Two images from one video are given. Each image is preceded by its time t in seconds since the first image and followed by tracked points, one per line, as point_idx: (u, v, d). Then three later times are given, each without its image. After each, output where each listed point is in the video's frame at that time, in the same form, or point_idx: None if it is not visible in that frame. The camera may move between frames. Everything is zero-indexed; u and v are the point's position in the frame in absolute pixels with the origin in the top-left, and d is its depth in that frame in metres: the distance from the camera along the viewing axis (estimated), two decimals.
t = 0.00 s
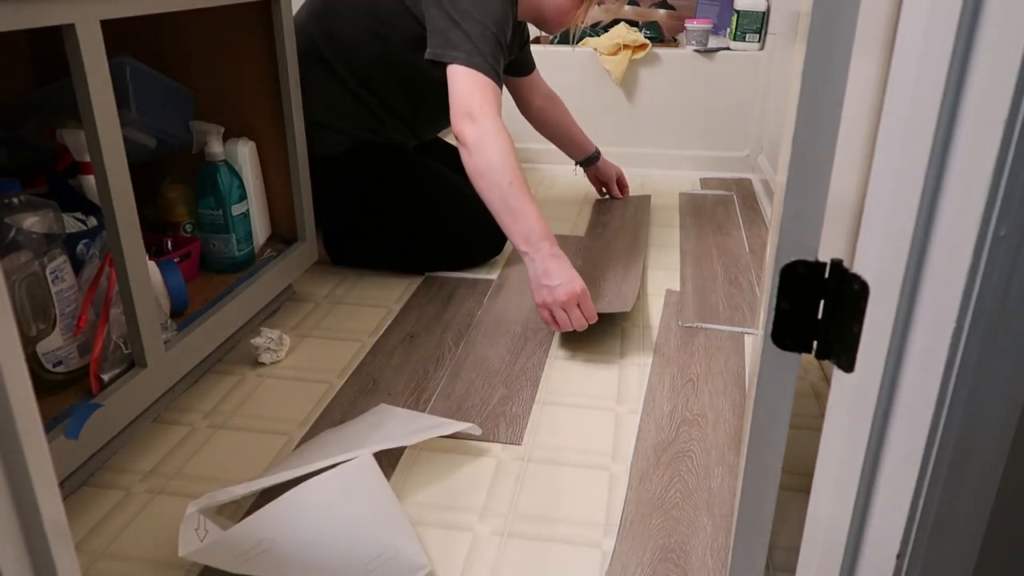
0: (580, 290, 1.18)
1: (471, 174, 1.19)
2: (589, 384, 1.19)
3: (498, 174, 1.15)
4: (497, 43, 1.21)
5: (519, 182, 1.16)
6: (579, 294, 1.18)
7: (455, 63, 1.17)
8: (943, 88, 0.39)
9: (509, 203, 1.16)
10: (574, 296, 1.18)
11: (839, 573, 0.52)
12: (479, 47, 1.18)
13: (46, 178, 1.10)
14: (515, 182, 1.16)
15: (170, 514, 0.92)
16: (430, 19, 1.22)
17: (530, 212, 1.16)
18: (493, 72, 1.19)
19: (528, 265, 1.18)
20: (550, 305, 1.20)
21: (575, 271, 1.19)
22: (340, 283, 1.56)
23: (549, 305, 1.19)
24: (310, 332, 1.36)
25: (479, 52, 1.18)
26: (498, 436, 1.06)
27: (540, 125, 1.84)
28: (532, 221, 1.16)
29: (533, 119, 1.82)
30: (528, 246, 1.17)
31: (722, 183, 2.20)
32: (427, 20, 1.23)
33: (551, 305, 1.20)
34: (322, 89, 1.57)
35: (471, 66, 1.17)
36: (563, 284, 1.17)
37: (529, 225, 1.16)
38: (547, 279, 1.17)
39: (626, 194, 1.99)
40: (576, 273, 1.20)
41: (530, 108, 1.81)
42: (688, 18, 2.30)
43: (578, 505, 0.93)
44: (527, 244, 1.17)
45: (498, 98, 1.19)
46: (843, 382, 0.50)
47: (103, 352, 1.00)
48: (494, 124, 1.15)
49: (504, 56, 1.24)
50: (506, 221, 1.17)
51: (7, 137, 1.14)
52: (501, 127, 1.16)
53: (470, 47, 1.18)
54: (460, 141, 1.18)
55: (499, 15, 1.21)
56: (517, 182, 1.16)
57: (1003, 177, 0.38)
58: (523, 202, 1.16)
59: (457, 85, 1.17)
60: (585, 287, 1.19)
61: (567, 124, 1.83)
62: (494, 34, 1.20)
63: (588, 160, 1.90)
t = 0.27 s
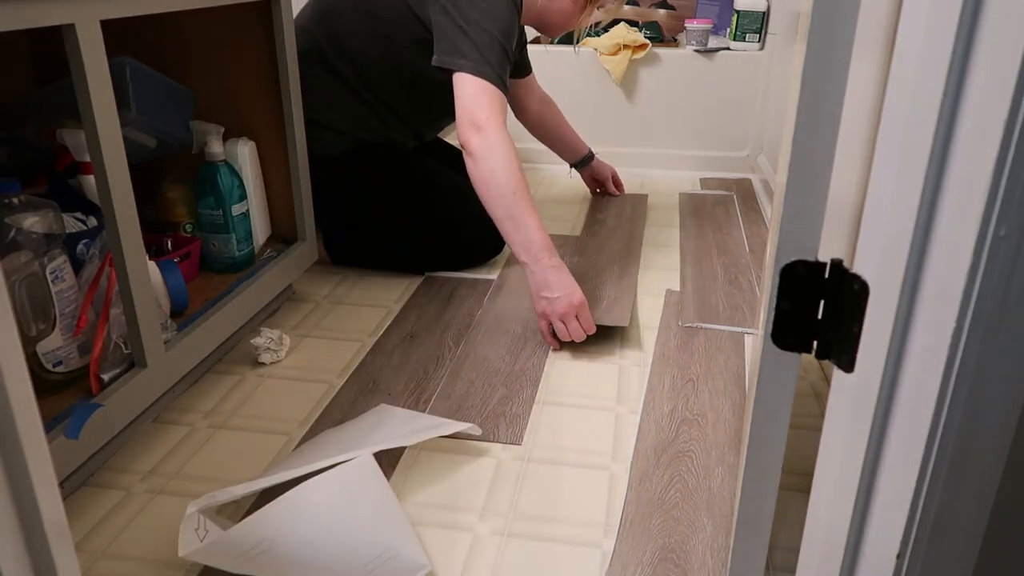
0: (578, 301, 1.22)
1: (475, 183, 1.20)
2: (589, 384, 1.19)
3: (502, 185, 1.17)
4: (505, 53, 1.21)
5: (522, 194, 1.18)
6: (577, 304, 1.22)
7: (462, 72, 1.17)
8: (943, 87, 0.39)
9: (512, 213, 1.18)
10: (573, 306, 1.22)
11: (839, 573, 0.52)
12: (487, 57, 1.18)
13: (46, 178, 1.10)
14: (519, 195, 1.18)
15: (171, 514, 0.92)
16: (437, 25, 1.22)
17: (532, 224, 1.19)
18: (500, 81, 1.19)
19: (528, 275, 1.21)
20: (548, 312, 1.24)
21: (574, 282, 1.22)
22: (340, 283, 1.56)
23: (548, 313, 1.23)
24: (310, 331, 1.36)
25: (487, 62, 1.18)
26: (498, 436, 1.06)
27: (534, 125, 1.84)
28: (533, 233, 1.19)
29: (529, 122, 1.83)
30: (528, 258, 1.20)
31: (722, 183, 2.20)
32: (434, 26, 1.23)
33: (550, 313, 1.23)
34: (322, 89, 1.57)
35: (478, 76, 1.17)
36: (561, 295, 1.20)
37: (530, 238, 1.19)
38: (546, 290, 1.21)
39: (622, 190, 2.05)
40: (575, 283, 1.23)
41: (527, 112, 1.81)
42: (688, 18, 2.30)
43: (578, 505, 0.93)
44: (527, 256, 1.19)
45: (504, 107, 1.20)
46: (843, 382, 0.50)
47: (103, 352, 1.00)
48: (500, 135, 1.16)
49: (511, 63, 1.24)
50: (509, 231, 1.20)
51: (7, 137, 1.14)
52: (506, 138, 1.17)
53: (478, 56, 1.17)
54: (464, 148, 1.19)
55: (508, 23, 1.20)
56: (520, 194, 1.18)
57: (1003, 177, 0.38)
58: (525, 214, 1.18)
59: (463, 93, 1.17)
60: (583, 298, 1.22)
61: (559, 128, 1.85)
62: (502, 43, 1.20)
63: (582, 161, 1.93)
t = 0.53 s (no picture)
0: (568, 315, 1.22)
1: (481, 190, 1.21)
2: (589, 384, 1.19)
3: (509, 192, 1.17)
4: (514, 59, 1.21)
5: (526, 204, 1.18)
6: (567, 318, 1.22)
7: (472, 79, 1.18)
8: (944, 87, 0.39)
9: (513, 222, 1.18)
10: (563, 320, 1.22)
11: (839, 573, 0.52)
12: (496, 63, 1.18)
13: (45, 178, 1.10)
14: (523, 204, 1.18)
15: (170, 514, 0.92)
16: (446, 32, 1.22)
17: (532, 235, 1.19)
18: (509, 86, 1.20)
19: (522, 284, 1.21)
20: (538, 324, 1.23)
21: (566, 297, 1.22)
22: (340, 283, 1.56)
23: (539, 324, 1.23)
24: (310, 331, 1.36)
25: (496, 69, 1.18)
26: (498, 436, 1.06)
27: (534, 128, 1.84)
28: (531, 243, 1.19)
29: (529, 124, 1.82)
30: (522, 267, 1.19)
31: (722, 183, 2.20)
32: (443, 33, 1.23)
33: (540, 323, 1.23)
34: (322, 89, 1.57)
35: (488, 83, 1.17)
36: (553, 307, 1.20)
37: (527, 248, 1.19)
38: (538, 301, 1.21)
39: (623, 197, 2.03)
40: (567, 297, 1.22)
41: (527, 115, 1.80)
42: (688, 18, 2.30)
43: (578, 505, 0.93)
44: (523, 265, 1.19)
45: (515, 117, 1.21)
46: (843, 382, 0.50)
47: (103, 352, 1.00)
48: (511, 144, 1.17)
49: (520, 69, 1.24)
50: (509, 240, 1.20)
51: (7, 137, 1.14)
52: (516, 149, 1.18)
53: (487, 63, 1.18)
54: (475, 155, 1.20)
55: (516, 29, 1.21)
56: (523, 203, 1.18)
57: (1003, 177, 0.38)
58: (526, 224, 1.18)
59: (475, 100, 1.18)
60: (573, 313, 1.22)
61: (562, 131, 1.85)
62: (511, 49, 1.20)
63: (585, 164, 1.94)
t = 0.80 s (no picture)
0: (574, 298, 1.16)
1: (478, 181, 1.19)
2: (589, 384, 1.19)
3: (502, 181, 1.15)
4: (512, 53, 1.21)
5: (519, 191, 1.15)
6: (574, 302, 1.16)
7: (470, 71, 1.18)
8: (944, 88, 0.39)
9: (509, 210, 1.16)
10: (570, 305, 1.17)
11: (839, 573, 0.52)
12: (494, 56, 1.19)
13: (46, 178, 1.11)
14: (514, 191, 1.15)
15: (170, 513, 0.92)
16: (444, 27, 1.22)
17: (528, 221, 1.15)
18: (506, 80, 1.20)
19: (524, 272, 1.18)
20: (547, 311, 1.19)
21: (572, 280, 1.16)
22: (341, 283, 1.56)
23: (546, 311, 1.19)
24: (311, 331, 1.36)
25: (494, 62, 1.18)
26: (498, 436, 1.06)
27: (534, 130, 1.83)
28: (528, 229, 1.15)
29: (529, 127, 1.82)
30: (522, 255, 1.16)
31: (722, 183, 2.20)
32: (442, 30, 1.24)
33: (548, 310, 1.19)
34: (322, 89, 1.57)
35: (485, 75, 1.17)
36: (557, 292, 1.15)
37: (524, 234, 1.15)
38: (541, 288, 1.17)
39: (624, 195, 2.01)
40: (573, 279, 1.17)
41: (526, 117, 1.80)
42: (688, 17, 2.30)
43: (578, 504, 0.93)
44: (522, 252, 1.16)
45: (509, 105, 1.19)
46: (843, 382, 0.50)
47: (103, 352, 1.00)
48: (502, 133, 1.15)
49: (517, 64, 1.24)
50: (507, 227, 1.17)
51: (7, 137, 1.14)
52: (509, 136, 1.16)
53: (485, 56, 1.18)
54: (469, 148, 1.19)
55: (514, 23, 1.21)
56: (517, 190, 1.15)
57: (1003, 178, 0.38)
58: (521, 210, 1.15)
59: (469, 92, 1.17)
60: (580, 296, 1.16)
61: (564, 138, 1.86)
62: (509, 42, 1.20)
63: (585, 164, 1.93)
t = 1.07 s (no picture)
0: (580, 288, 1.17)
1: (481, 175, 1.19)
2: (589, 384, 1.19)
3: (505, 174, 1.15)
4: (510, 47, 1.22)
5: (523, 182, 1.16)
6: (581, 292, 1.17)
7: (469, 65, 1.18)
8: (944, 88, 0.39)
9: (513, 203, 1.16)
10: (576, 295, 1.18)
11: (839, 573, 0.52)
12: (493, 49, 1.19)
13: (46, 178, 1.11)
14: (519, 183, 1.15)
15: (170, 513, 0.92)
16: (442, 22, 1.22)
17: (533, 214, 1.16)
18: (504, 74, 1.20)
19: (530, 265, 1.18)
20: (553, 302, 1.20)
21: (577, 270, 1.17)
22: (341, 283, 1.56)
23: (552, 301, 1.19)
24: (311, 331, 1.36)
25: (493, 55, 1.18)
26: (498, 435, 1.06)
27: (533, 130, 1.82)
28: (533, 222, 1.15)
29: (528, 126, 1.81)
30: (528, 247, 1.16)
31: (722, 183, 2.20)
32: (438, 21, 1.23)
33: (554, 301, 1.20)
34: (323, 89, 1.57)
35: (484, 69, 1.17)
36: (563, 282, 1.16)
37: (530, 226, 1.16)
38: (548, 279, 1.17)
39: (624, 195, 2.01)
40: (578, 270, 1.18)
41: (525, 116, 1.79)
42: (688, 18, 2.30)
43: (577, 504, 0.93)
44: (527, 245, 1.16)
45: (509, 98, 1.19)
46: (843, 382, 0.50)
47: (103, 352, 1.00)
48: (504, 126, 1.15)
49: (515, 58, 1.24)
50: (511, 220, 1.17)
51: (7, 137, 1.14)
52: (511, 129, 1.16)
53: (484, 49, 1.18)
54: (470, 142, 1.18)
55: (512, 17, 1.22)
56: (520, 183, 1.15)
57: (1003, 177, 0.38)
58: (526, 203, 1.15)
59: (469, 87, 1.17)
60: (586, 286, 1.17)
61: (563, 138, 1.85)
62: (507, 36, 1.20)
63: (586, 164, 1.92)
